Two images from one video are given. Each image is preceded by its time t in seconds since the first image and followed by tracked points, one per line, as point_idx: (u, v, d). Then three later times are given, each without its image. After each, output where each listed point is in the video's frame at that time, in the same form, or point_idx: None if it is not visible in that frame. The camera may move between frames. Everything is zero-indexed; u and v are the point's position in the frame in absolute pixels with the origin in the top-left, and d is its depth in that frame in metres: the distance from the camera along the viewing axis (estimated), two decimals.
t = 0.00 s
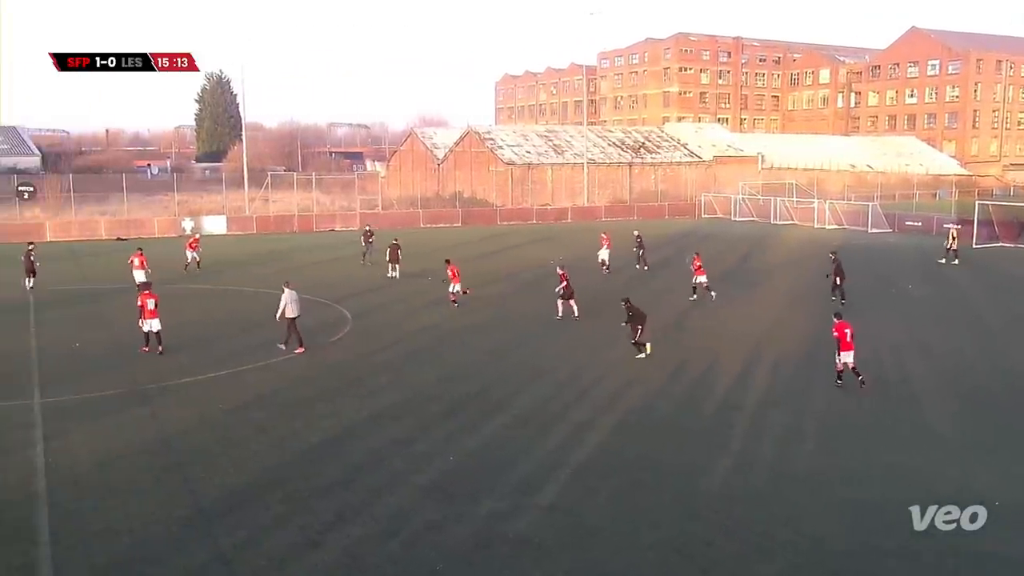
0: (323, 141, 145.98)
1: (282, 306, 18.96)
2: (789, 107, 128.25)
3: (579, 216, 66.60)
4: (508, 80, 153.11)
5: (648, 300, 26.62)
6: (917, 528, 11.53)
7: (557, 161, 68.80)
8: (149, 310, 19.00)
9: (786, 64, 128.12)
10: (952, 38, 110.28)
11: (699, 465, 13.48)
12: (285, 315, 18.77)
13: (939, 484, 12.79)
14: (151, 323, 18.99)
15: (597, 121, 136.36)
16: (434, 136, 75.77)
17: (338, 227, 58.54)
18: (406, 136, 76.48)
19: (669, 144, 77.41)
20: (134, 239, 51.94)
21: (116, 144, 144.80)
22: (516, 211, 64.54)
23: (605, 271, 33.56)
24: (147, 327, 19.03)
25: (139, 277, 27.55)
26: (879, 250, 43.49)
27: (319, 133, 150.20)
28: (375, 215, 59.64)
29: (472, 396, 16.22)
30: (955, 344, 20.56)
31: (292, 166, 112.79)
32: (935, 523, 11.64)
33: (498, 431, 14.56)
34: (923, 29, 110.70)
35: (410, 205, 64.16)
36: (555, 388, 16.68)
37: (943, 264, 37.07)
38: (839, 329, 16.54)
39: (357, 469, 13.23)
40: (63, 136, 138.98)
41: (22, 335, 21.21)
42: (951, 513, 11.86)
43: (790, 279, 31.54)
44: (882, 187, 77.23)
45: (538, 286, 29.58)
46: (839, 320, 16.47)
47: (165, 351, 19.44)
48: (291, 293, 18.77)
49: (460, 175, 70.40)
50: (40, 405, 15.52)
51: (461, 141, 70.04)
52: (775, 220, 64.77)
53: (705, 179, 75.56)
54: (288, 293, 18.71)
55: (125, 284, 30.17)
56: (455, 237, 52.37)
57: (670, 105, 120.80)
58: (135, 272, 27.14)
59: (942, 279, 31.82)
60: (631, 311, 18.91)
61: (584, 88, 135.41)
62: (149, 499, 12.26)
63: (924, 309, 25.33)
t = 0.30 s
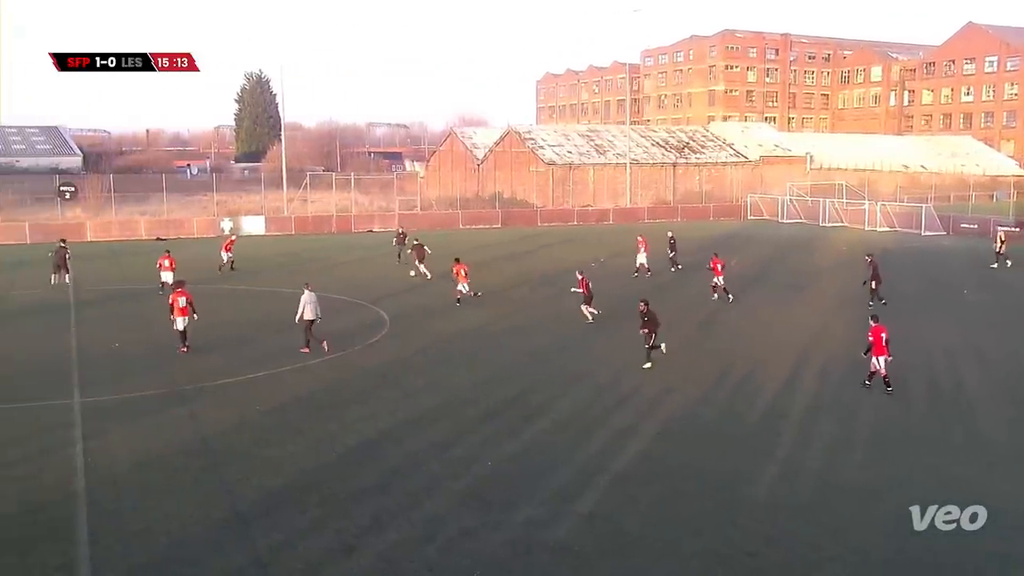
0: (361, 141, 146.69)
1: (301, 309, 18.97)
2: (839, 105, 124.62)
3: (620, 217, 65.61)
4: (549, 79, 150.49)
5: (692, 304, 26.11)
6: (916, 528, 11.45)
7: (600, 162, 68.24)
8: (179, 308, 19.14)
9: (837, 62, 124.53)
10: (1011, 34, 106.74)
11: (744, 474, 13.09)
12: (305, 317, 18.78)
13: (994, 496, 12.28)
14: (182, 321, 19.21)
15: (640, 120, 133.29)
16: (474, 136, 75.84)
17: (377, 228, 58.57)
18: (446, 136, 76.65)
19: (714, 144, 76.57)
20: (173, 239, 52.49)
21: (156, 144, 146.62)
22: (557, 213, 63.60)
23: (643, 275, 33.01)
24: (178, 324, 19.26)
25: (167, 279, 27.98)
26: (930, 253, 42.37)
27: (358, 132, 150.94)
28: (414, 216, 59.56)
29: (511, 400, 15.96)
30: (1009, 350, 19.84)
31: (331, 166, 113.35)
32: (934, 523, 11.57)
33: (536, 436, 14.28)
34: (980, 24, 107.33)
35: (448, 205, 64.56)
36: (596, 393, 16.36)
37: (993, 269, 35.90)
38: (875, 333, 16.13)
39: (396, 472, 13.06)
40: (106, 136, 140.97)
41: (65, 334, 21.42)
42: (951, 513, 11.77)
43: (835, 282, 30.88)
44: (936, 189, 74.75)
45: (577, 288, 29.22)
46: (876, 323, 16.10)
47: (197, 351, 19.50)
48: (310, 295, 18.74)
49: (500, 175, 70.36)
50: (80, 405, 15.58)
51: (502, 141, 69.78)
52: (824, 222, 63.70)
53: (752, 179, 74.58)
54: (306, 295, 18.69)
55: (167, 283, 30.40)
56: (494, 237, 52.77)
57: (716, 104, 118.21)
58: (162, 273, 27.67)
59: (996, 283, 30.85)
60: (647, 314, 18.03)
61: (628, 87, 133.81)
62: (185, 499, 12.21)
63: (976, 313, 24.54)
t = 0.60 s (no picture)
0: (396, 141, 146.73)
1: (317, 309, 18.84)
2: (886, 104, 121.97)
3: (659, 218, 64.77)
4: (586, 76, 144.52)
5: (731, 308, 25.61)
6: (917, 529, 11.36)
7: (639, 162, 67.65)
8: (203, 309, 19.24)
9: (885, 58, 121.36)
10: None
11: (786, 483, 12.70)
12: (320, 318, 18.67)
13: None
14: (208, 320, 19.29)
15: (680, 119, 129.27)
16: (510, 135, 75.32)
17: (411, 229, 58.54)
18: (481, 136, 76.32)
19: (757, 143, 75.56)
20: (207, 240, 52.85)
21: (191, 144, 147.98)
22: (596, 214, 63.15)
23: (676, 279, 32.56)
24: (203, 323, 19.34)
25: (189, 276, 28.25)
26: (978, 257, 41.38)
27: (393, 132, 151.13)
28: (449, 217, 59.36)
29: (546, 405, 15.70)
30: None
31: (364, 167, 113.44)
32: (934, 523, 11.47)
33: (573, 442, 13.96)
34: None
35: (484, 205, 64.66)
36: (634, 399, 16.02)
37: None
38: (903, 334, 15.97)
39: (430, 477, 12.86)
40: (144, 137, 142.55)
41: (103, 334, 21.51)
42: (951, 513, 11.68)
43: (879, 287, 30.24)
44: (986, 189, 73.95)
45: (613, 292, 28.84)
46: (904, 325, 15.91)
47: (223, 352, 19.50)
48: (323, 296, 18.63)
49: (536, 176, 70.00)
50: (113, 405, 15.57)
51: (538, 141, 69.42)
52: (872, 224, 62.62)
53: (796, 179, 73.53)
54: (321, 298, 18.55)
55: (203, 284, 30.48)
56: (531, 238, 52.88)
57: (758, 103, 113.45)
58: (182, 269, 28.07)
59: None
60: (652, 320, 17.17)
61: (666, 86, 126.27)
62: (216, 500, 12.12)
63: None
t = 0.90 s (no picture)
0: (427, 140, 146.51)
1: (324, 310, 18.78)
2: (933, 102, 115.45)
3: (693, 220, 63.79)
4: (621, 74, 140.06)
5: (773, 313, 24.99)
6: (917, 528, 11.25)
7: (674, 162, 67.05)
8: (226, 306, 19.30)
9: (932, 56, 114.95)
10: None
11: (825, 493, 12.27)
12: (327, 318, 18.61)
13: None
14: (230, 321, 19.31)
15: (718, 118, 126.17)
16: (543, 135, 74.97)
17: (442, 230, 58.13)
18: (513, 135, 76.00)
19: (797, 143, 74.28)
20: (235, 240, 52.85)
21: (222, 143, 149.01)
22: (631, 215, 62.52)
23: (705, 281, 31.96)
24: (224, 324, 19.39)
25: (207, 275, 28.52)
26: None
27: (423, 132, 150.95)
28: (480, 219, 58.88)
29: (579, 410, 15.37)
30: None
31: (394, 166, 113.18)
32: (934, 523, 11.36)
33: (607, 449, 13.62)
34: None
35: (517, 206, 64.37)
36: (668, 406, 15.62)
37: None
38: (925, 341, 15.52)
39: (459, 484, 12.58)
40: (175, 136, 143.55)
41: (134, 335, 21.45)
42: (951, 513, 11.57)
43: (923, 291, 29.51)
44: None
45: (649, 295, 28.36)
46: (925, 331, 15.49)
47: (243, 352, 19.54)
48: (330, 296, 18.63)
49: (569, 176, 69.47)
50: (141, 407, 15.45)
51: (572, 140, 69.07)
52: (917, 227, 61.25)
53: (838, 180, 72.10)
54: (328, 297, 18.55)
55: (236, 286, 30.40)
56: (564, 240, 52.46)
57: (799, 101, 110.33)
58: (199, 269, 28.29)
59: None
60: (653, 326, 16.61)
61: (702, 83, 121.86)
62: (243, 506, 11.92)
63: None
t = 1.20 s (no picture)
0: (453, 140, 146.12)
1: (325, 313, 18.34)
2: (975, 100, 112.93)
3: (726, 222, 62.94)
4: (653, 72, 137.97)
5: (809, 317, 24.41)
6: (916, 528, 11.16)
7: (707, 162, 66.39)
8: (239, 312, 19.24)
9: (974, 52, 112.54)
10: None
11: (864, 502, 11.87)
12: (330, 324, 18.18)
13: None
14: (242, 322, 19.29)
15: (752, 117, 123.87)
16: (572, 135, 74.78)
17: (467, 232, 57.13)
18: (541, 134, 75.68)
19: (834, 142, 73.27)
20: (258, 242, 52.75)
21: (244, 144, 149.81)
22: (662, 217, 61.75)
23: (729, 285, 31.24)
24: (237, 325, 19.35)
25: (213, 275, 28.80)
26: None
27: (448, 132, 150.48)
28: (507, 221, 58.20)
29: (608, 417, 15.02)
30: None
31: (419, 167, 112.79)
32: (933, 522, 11.27)
33: (637, 457, 13.27)
34: None
35: (544, 208, 64.01)
36: (700, 413, 15.22)
37: None
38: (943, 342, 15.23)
39: (486, 491, 12.30)
40: (200, 137, 144.34)
41: (159, 337, 21.33)
42: (951, 513, 11.48)
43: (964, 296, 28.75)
44: None
45: (680, 299, 27.88)
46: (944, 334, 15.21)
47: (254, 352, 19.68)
48: (333, 301, 18.19)
49: (598, 176, 69.25)
50: (163, 412, 15.28)
51: (601, 140, 68.80)
52: (959, 229, 59.98)
53: (876, 181, 70.78)
54: (330, 301, 18.11)
55: (264, 288, 30.28)
56: (593, 243, 52.10)
57: (836, 100, 107.82)
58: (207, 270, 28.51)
59: None
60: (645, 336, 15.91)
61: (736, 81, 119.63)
62: (266, 511, 11.72)
63: None
